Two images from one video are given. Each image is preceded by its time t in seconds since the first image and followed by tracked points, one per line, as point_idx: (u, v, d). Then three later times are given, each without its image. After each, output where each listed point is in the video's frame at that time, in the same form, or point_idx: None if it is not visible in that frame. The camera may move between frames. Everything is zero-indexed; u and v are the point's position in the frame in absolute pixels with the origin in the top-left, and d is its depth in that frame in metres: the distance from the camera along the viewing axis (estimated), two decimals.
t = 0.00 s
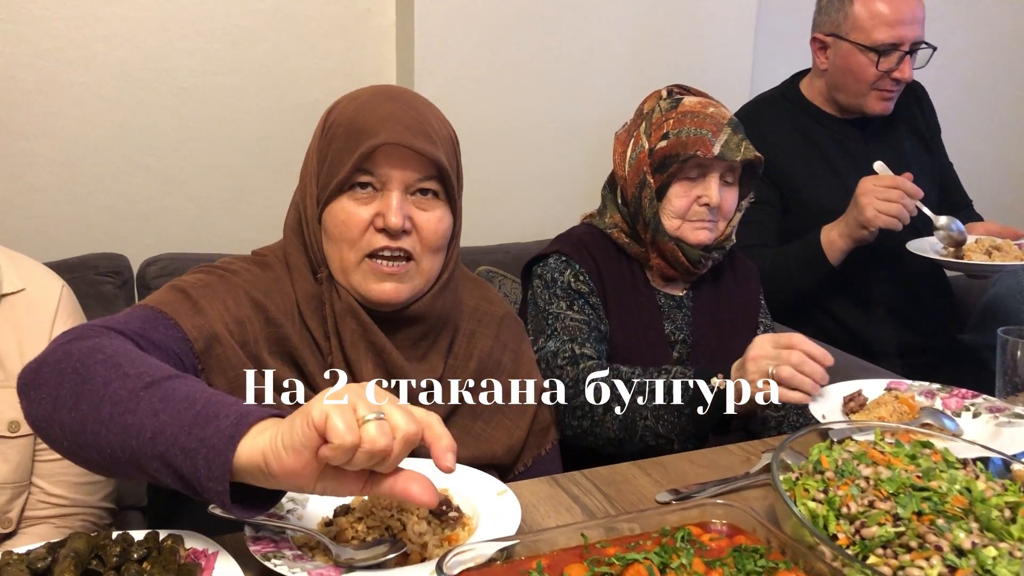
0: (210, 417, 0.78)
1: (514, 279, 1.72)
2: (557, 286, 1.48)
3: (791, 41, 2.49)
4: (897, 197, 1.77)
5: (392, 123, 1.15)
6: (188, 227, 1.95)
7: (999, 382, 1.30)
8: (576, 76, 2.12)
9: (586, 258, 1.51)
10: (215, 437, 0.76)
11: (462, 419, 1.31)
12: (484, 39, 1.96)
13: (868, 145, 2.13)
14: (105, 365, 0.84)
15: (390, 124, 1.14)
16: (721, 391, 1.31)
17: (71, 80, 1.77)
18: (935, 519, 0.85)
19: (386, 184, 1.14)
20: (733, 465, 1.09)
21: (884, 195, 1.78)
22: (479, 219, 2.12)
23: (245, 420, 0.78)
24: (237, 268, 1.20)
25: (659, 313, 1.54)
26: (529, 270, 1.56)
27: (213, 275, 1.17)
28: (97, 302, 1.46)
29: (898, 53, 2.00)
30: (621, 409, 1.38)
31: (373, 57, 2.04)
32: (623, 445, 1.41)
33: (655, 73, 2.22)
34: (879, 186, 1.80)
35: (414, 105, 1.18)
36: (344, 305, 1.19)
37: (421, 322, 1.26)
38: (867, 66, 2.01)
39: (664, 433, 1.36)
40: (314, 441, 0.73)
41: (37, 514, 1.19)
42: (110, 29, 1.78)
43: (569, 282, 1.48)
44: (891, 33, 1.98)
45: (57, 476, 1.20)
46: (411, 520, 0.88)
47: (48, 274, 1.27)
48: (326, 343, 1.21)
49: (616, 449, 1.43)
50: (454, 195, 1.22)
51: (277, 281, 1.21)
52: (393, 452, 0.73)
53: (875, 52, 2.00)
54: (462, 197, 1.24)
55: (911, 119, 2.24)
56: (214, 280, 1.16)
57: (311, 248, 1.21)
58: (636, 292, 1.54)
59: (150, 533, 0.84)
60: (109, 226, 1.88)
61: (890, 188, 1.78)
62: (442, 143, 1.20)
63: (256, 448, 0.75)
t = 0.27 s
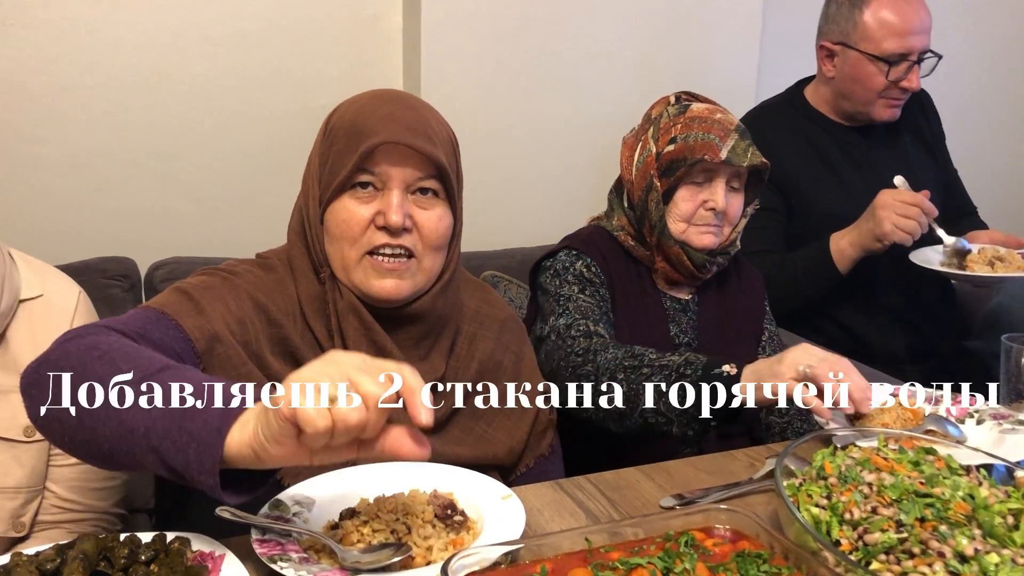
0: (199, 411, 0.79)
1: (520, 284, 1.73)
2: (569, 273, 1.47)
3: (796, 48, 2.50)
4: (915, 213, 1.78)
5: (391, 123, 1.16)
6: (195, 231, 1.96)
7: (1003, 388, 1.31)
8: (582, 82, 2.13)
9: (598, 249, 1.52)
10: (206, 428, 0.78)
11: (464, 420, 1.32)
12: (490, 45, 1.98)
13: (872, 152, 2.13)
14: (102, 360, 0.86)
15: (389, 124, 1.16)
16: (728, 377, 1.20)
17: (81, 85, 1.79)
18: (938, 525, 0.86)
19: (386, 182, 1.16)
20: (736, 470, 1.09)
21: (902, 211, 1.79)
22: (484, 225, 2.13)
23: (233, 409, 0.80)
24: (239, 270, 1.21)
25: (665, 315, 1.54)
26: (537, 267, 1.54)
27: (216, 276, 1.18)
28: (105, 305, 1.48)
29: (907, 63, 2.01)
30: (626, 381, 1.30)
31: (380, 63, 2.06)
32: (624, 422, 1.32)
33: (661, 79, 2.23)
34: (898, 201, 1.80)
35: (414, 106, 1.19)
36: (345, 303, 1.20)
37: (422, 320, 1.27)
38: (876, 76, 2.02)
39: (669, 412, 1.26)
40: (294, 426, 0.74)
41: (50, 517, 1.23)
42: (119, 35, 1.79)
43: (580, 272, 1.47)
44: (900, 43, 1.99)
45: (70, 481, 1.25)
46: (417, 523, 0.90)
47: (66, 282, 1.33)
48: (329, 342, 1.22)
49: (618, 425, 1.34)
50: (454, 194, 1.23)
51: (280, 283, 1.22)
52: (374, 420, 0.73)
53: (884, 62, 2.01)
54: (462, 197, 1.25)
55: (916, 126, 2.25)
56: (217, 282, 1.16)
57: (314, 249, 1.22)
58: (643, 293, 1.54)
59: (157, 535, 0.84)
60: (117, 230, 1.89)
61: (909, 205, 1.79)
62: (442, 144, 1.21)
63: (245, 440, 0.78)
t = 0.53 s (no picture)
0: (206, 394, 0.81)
1: (525, 289, 1.74)
2: (581, 273, 1.48)
3: (802, 54, 2.50)
4: (923, 230, 1.78)
5: (394, 124, 1.17)
6: (202, 236, 1.97)
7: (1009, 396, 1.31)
8: (588, 89, 2.13)
9: (610, 254, 1.53)
10: (210, 408, 0.80)
11: (468, 423, 1.33)
12: (497, 52, 1.99)
13: (878, 157, 2.13)
14: (108, 351, 0.87)
15: (392, 124, 1.16)
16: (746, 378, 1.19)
17: (89, 90, 1.80)
18: (944, 532, 0.86)
19: (389, 182, 1.16)
20: (742, 476, 1.09)
21: (911, 226, 1.78)
22: (489, 230, 2.13)
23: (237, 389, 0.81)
24: (245, 271, 1.22)
25: (673, 323, 1.54)
26: (546, 269, 1.54)
27: (222, 277, 1.18)
28: (112, 309, 1.48)
29: (923, 71, 2.03)
30: (643, 374, 1.29)
31: (387, 70, 2.07)
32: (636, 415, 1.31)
33: (666, 85, 2.23)
34: (906, 216, 1.79)
35: (416, 107, 1.20)
36: (350, 301, 1.20)
37: (425, 321, 1.27)
38: (894, 84, 2.03)
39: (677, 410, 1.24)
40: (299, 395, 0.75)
41: (62, 524, 1.24)
42: (128, 40, 1.81)
43: (593, 272, 1.48)
44: (917, 52, 2.00)
45: (80, 488, 1.26)
46: (423, 528, 0.90)
47: (76, 290, 1.34)
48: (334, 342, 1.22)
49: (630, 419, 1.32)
50: (456, 194, 1.23)
51: (285, 286, 1.22)
52: (376, 379, 0.74)
53: (902, 71, 2.02)
54: (464, 198, 1.25)
55: (922, 132, 2.25)
56: (222, 283, 1.16)
57: (319, 251, 1.23)
58: (651, 297, 1.55)
59: (165, 539, 0.84)
60: (123, 234, 1.90)
61: (918, 221, 1.78)
62: (444, 144, 1.22)
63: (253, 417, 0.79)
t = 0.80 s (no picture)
0: (216, 399, 0.81)
1: (531, 292, 1.74)
2: (594, 274, 1.48)
3: (808, 57, 2.50)
4: (926, 227, 1.77)
5: (398, 124, 1.17)
6: (208, 239, 1.98)
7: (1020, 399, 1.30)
8: (594, 91, 2.13)
9: (622, 257, 1.53)
10: (221, 414, 0.79)
11: (475, 426, 1.32)
12: (503, 54, 1.99)
13: (885, 160, 2.13)
14: (117, 356, 0.87)
15: (397, 125, 1.16)
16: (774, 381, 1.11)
17: (96, 93, 1.80)
18: (955, 537, 0.85)
19: (394, 182, 1.16)
20: (751, 481, 1.09)
21: (913, 224, 1.77)
22: (495, 234, 2.13)
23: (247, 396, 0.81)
24: (253, 275, 1.21)
25: (681, 326, 1.53)
26: (556, 272, 1.54)
27: (228, 281, 1.18)
28: (119, 312, 1.49)
29: (927, 73, 2.01)
30: (665, 373, 1.24)
31: (393, 73, 2.07)
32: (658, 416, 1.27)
33: (672, 87, 2.23)
34: (909, 214, 1.79)
35: (421, 107, 1.20)
36: (356, 303, 1.19)
37: (432, 321, 1.27)
38: (896, 85, 2.02)
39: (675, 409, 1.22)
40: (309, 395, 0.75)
41: (68, 527, 1.24)
42: (135, 44, 1.81)
43: (607, 274, 1.49)
44: (921, 53, 1.99)
45: (88, 491, 1.26)
46: (430, 532, 0.90)
47: (85, 293, 1.35)
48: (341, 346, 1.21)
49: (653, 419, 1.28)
50: (462, 194, 1.23)
51: (292, 289, 1.22)
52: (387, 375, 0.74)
53: (905, 72, 2.00)
54: (470, 197, 1.25)
55: (930, 135, 2.24)
56: (229, 287, 1.16)
57: (324, 252, 1.23)
58: (660, 299, 1.54)
59: (173, 543, 0.84)
60: (129, 236, 1.90)
61: (921, 218, 1.77)
62: (448, 143, 1.22)
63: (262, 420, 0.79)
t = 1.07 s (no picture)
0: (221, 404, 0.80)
1: (536, 294, 1.74)
2: (606, 274, 1.47)
3: (814, 58, 2.49)
4: (931, 219, 1.77)
5: (401, 127, 1.16)
6: (213, 240, 1.97)
7: None
8: (599, 92, 2.13)
9: (632, 258, 1.53)
10: (225, 418, 0.79)
11: (481, 427, 1.32)
12: (507, 55, 1.98)
13: (891, 161, 2.12)
14: (121, 360, 0.87)
15: (400, 127, 1.16)
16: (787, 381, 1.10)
17: (100, 96, 1.80)
18: (965, 542, 0.84)
19: (398, 186, 1.16)
20: (758, 485, 1.08)
21: (917, 217, 1.77)
22: (500, 236, 2.13)
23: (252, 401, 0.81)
24: (256, 278, 1.21)
25: (689, 330, 1.52)
26: (565, 272, 1.53)
27: (232, 284, 1.18)
28: (124, 314, 1.49)
29: (926, 74, 1.99)
30: (682, 371, 1.22)
31: (398, 74, 2.06)
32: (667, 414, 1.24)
33: (677, 88, 2.22)
34: (912, 207, 1.79)
35: (425, 110, 1.19)
36: (361, 305, 1.19)
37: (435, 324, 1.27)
38: (894, 85, 2.00)
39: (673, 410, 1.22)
40: (312, 399, 0.75)
41: (73, 530, 1.24)
42: (140, 45, 1.81)
43: (619, 274, 1.48)
44: (921, 53, 1.97)
45: (92, 494, 1.26)
46: (436, 537, 0.89)
47: (89, 295, 1.35)
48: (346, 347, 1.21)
49: (664, 418, 1.25)
50: (465, 197, 1.23)
51: (296, 291, 1.21)
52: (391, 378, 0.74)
53: (903, 72, 1.99)
54: (473, 201, 1.25)
55: (936, 136, 2.23)
56: (233, 290, 1.16)
57: (328, 254, 1.22)
58: (667, 303, 1.53)
59: (177, 547, 0.84)
60: (134, 238, 1.90)
61: (925, 211, 1.77)
62: (452, 146, 1.21)
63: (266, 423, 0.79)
